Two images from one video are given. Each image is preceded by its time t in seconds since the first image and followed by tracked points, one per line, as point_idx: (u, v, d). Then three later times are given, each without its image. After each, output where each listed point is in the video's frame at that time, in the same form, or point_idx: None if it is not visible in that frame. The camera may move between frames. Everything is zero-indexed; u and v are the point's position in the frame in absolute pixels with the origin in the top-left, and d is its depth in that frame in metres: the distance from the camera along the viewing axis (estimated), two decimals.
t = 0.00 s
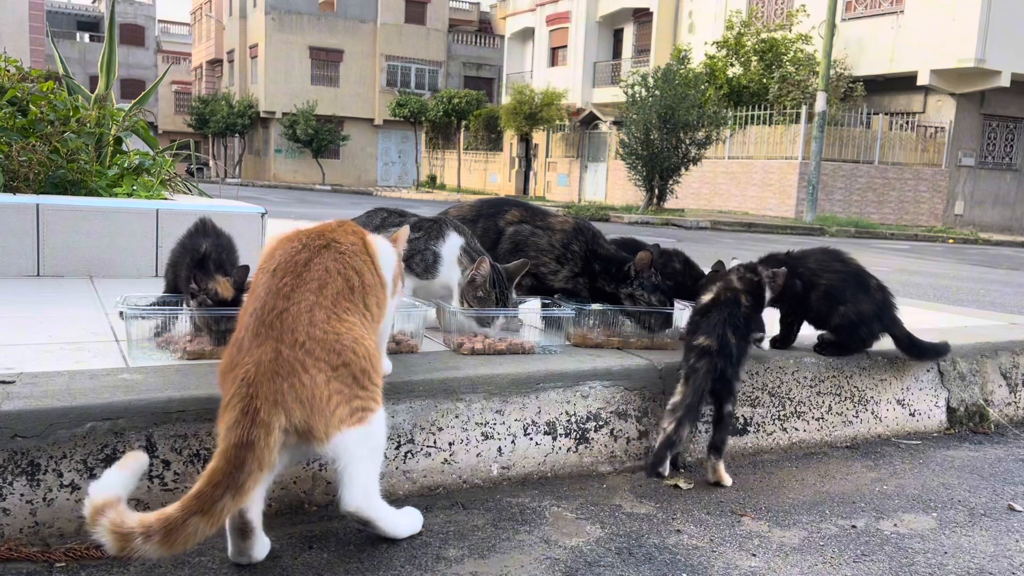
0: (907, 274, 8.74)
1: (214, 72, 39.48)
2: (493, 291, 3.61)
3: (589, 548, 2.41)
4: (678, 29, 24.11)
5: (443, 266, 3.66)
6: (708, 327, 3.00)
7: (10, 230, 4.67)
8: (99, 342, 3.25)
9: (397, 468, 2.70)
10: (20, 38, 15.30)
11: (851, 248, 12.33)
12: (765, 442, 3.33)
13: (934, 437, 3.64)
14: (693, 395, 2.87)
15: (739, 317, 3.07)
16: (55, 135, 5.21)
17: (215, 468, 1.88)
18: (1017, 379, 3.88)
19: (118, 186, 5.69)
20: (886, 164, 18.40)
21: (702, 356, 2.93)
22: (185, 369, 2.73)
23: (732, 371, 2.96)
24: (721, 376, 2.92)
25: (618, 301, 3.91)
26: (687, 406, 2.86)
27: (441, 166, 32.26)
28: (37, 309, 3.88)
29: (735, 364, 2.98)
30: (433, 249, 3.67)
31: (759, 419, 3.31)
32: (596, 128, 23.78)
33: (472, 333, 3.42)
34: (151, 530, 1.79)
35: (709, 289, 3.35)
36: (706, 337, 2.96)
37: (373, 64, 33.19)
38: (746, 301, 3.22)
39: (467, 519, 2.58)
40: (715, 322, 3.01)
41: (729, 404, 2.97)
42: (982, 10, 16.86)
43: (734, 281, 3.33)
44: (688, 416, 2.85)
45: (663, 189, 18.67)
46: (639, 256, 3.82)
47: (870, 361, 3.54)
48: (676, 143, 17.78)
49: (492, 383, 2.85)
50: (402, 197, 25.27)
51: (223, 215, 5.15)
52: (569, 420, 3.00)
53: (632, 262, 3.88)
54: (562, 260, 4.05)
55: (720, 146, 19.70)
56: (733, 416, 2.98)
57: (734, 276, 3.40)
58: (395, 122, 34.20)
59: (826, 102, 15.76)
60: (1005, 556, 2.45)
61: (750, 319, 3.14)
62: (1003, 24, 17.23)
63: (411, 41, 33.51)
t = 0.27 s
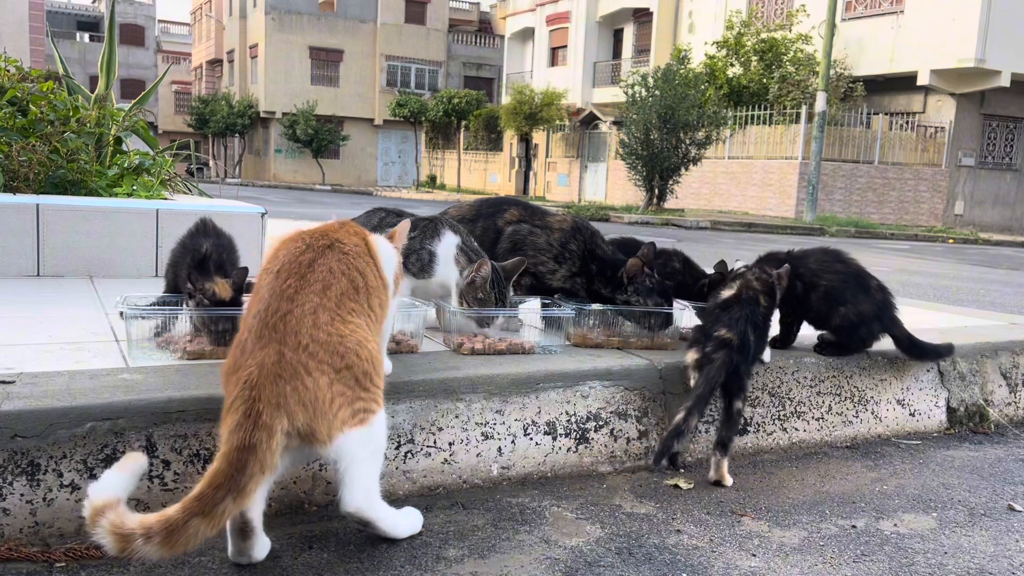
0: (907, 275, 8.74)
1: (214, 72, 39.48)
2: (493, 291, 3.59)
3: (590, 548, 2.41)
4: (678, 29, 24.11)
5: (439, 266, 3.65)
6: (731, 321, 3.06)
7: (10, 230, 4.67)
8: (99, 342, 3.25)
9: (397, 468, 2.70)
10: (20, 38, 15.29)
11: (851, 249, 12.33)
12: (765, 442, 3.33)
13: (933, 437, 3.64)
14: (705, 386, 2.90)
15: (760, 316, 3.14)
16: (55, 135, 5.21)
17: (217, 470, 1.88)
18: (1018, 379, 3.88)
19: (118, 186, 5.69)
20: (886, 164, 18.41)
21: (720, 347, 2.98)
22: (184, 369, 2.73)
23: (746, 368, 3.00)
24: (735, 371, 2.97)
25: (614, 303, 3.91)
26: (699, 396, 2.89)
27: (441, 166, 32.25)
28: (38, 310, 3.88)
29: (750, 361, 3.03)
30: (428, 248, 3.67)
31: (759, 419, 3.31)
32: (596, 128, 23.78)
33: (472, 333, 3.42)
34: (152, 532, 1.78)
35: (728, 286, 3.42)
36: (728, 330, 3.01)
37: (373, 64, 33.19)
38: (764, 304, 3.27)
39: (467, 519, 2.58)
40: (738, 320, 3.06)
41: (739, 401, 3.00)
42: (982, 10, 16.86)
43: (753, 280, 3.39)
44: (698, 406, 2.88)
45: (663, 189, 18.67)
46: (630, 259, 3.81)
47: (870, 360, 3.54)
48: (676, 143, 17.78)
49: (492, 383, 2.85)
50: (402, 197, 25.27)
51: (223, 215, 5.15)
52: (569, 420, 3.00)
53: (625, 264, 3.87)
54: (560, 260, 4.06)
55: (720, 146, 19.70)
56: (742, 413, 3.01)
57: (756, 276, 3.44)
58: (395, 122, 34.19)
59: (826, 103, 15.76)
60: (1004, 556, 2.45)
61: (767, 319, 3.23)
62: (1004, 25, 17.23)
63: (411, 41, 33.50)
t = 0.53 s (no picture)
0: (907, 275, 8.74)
1: (214, 72, 39.48)
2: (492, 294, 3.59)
3: (590, 548, 2.41)
4: (678, 29, 24.10)
5: (436, 266, 3.64)
6: (736, 318, 3.06)
7: (10, 230, 4.67)
8: (99, 342, 3.25)
9: (397, 467, 2.70)
10: (20, 38, 15.31)
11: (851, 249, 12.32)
12: (766, 442, 3.33)
13: (934, 437, 3.64)
14: (704, 383, 2.91)
15: (762, 314, 3.14)
16: (54, 135, 5.21)
17: (218, 473, 1.88)
18: (1017, 379, 3.88)
19: (118, 186, 5.69)
20: (886, 164, 18.40)
21: (722, 347, 2.99)
22: (184, 369, 2.72)
23: (747, 367, 3.00)
24: (735, 369, 2.97)
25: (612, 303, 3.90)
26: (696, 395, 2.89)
27: (441, 166, 32.25)
28: (37, 310, 3.88)
29: (751, 360, 3.02)
30: (425, 248, 3.65)
31: (759, 419, 3.31)
32: (596, 128, 23.78)
33: (471, 333, 3.42)
34: (153, 535, 1.78)
35: (728, 283, 3.40)
36: (732, 327, 3.02)
37: (373, 64, 33.18)
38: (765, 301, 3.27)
39: (467, 519, 2.58)
40: (742, 317, 3.07)
41: (740, 399, 2.99)
42: (982, 11, 16.85)
43: (752, 276, 3.38)
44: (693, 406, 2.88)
45: (663, 189, 18.67)
46: (624, 260, 3.80)
47: (870, 360, 3.54)
48: (676, 143, 17.78)
49: (493, 383, 2.85)
50: (402, 197, 25.26)
51: (223, 215, 5.15)
52: (569, 420, 3.00)
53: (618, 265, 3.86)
54: (561, 259, 4.05)
55: (720, 146, 19.71)
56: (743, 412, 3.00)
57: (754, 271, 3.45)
58: (395, 122, 34.18)
59: (826, 103, 15.75)
60: (1005, 556, 2.45)
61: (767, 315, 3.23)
62: (1004, 25, 17.22)
63: (411, 41, 33.49)
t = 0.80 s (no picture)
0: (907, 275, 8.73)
1: (214, 72, 39.48)
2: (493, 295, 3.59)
3: (590, 548, 2.41)
4: (678, 29, 24.10)
5: (435, 266, 3.64)
6: (736, 314, 3.07)
7: (10, 230, 4.67)
8: (99, 342, 3.25)
9: (397, 468, 2.70)
10: (20, 38, 15.31)
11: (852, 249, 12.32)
12: (765, 442, 3.33)
13: (934, 437, 3.64)
14: (702, 378, 2.92)
15: (759, 311, 3.15)
16: (55, 135, 5.21)
17: (219, 474, 1.88)
18: (1017, 379, 3.88)
19: (118, 186, 5.69)
20: (886, 164, 18.40)
21: (722, 343, 3.00)
22: (184, 369, 2.73)
23: (746, 363, 3.01)
24: (734, 366, 2.97)
25: (613, 302, 3.91)
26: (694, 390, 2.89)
27: (441, 166, 32.25)
28: (37, 309, 3.88)
29: (750, 356, 3.03)
30: (423, 248, 3.64)
31: (759, 419, 3.31)
32: (596, 128, 23.78)
33: (472, 333, 3.42)
34: (153, 536, 1.78)
35: (726, 280, 3.39)
36: (732, 324, 3.04)
37: (373, 64, 33.18)
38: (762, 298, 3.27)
39: (467, 519, 2.58)
40: (742, 314, 3.08)
41: (739, 396, 2.99)
42: (982, 11, 16.86)
43: (751, 274, 3.38)
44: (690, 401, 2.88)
45: (663, 189, 18.67)
46: (625, 260, 3.80)
47: (871, 361, 3.54)
48: (676, 143, 17.79)
49: (493, 384, 2.85)
50: (402, 197, 25.26)
51: (223, 215, 5.15)
52: (569, 420, 3.00)
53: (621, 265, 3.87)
54: (563, 259, 4.05)
55: (720, 145, 19.71)
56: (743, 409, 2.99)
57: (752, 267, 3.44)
58: (395, 122, 34.18)
59: (826, 103, 15.74)
60: (1005, 556, 2.45)
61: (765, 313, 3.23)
62: (1004, 25, 17.22)
63: (411, 41, 33.50)
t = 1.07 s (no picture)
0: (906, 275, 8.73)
1: (214, 72, 39.47)
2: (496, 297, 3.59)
3: (589, 548, 2.41)
4: (678, 29, 24.10)
5: (434, 269, 3.63)
6: (736, 315, 3.08)
7: (10, 230, 4.67)
8: (99, 342, 3.25)
9: (397, 467, 2.70)
10: (20, 38, 15.31)
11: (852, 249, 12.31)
12: (765, 442, 3.33)
13: (933, 437, 3.64)
14: (703, 378, 2.93)
15: (759, 310, 3.15)
16: (55, 135, 5.21)
17: (219, 473, 1.88)
18: (1017, 379, 3.88)
19: (118, 186, 5.68)
20: (886, 164, 18.41)
21: (722, 343, 3.01)
22: (184, 369, 2.73)
23: (746, 362, 3.02)
24: (734, 366, 2.99)
25: (612, 303, 3.92)
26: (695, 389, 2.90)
27: (441, 166, 32.24)
28: (37, 309, 3.87)
29: (750, 354, 3.04)
30: (422, 250, 3.62)
31: (759, 419, 3.31)
32: (596, 128, 23.78)
33: (473, 333, 3.43)
34: (155, 535, 1.78)
35: (725, 280, 3.39)
36: (733, 323, 3.04)
37: (373, 64, 33.18)
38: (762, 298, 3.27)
39: (467, 519, 2.58)
40: (742, 313, 3.09)
41: (740, 394, 3.00)
42: (982, 11, 16.85)
43: (749, 274, 3.38)
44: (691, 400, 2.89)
45: (663, 189, 18.67)
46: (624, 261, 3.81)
47: (870, 360, 3.54)
48: (676, 143, 17.79)
49: (492, 384, 2.85)
50: (402, 197, 25.25)
51: (223, 215, 5.15)
52: (569, 420, 3.00)
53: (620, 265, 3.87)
54: (563, 260, 4.06)
55: (720, 145, 19.72)
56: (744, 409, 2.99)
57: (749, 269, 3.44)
58: (395, 122, 34.17)
59: (826, 102, 15.74)
60: (1005, 556, 2.45)
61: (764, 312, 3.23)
62: (1004, 25, 17.21)
63: (411, 41, 33.50)
